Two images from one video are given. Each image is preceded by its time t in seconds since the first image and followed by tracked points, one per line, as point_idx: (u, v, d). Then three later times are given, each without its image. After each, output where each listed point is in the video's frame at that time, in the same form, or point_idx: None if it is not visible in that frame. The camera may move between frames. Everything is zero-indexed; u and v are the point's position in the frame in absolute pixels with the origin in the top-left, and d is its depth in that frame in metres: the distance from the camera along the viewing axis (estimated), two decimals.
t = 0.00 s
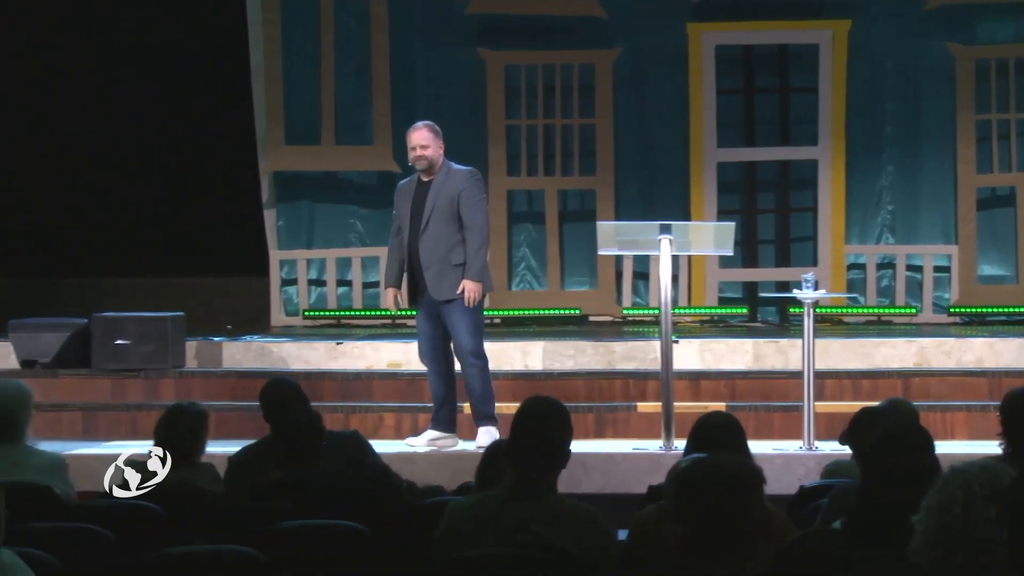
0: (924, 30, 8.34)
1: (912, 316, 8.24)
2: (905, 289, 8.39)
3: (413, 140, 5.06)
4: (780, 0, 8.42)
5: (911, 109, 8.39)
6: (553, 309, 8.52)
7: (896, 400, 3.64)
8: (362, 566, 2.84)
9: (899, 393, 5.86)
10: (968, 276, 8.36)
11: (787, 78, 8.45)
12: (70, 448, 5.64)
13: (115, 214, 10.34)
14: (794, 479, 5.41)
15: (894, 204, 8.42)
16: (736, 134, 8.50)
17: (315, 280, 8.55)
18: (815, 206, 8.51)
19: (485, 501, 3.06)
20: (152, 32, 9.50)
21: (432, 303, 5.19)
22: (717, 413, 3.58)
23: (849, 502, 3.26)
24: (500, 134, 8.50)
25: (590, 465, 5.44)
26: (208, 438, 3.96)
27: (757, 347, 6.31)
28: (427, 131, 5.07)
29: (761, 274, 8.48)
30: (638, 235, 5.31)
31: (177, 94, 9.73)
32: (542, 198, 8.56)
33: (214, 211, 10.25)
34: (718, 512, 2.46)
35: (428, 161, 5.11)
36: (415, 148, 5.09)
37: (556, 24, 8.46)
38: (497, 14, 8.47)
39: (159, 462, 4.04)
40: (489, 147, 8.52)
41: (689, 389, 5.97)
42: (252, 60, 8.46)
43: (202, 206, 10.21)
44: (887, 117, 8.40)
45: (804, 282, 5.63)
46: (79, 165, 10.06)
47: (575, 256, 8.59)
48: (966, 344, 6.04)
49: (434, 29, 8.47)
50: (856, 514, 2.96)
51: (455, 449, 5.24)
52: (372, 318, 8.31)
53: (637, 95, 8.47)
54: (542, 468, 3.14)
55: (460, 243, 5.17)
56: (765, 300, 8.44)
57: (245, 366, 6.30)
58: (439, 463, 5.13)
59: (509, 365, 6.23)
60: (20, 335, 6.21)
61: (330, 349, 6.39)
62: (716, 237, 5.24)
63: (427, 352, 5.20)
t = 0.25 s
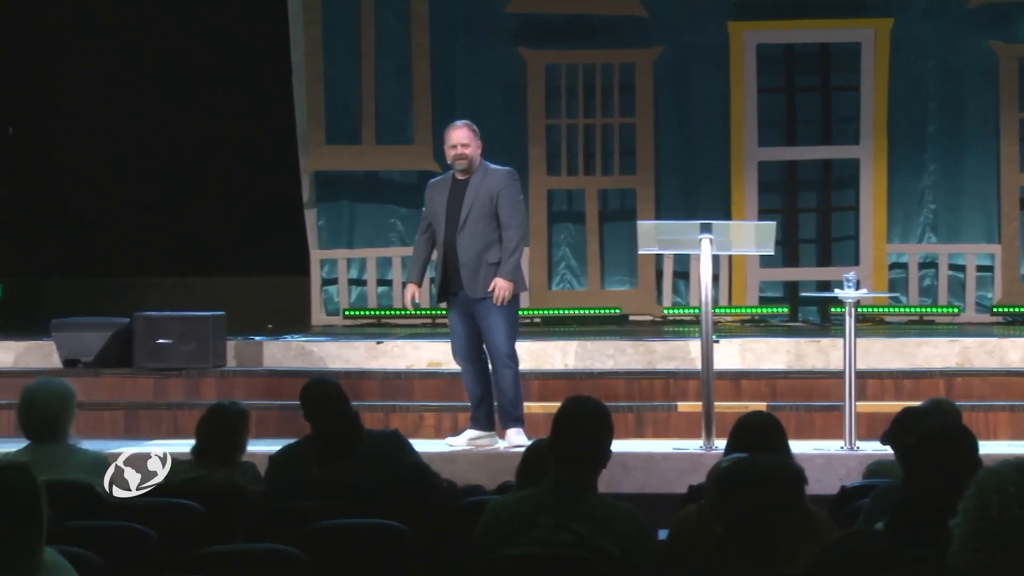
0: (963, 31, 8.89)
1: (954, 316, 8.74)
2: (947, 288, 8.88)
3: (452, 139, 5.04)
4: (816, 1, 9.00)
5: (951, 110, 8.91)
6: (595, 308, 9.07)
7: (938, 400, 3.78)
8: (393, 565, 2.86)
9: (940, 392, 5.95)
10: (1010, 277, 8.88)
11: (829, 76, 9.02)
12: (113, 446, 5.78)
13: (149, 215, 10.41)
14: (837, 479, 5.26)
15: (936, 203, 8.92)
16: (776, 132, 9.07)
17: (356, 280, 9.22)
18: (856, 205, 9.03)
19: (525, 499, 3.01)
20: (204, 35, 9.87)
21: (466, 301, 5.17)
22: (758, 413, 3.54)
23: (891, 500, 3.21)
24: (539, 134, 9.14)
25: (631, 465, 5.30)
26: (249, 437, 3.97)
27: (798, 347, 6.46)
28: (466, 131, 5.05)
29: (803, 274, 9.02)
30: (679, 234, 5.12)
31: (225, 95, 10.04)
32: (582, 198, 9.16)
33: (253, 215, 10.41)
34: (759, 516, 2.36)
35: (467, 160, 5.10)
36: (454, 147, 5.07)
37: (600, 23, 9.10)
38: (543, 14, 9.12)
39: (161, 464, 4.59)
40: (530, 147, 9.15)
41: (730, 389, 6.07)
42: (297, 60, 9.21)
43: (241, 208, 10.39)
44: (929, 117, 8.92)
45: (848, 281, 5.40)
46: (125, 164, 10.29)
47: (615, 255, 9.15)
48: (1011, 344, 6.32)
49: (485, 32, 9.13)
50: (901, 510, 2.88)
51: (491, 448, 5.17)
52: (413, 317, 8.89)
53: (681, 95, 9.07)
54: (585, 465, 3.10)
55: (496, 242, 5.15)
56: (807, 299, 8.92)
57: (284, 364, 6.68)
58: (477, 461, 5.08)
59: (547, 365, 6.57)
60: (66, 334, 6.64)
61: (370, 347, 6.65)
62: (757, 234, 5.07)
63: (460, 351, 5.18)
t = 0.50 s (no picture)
0: (983, 30, 8.95)
1: (972, 315, 8.85)
2: (965, 288, 8.99)
3: (476, 137, 5.03)
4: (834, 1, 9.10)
5: (971, 110, 8.98)
6: (613, 308, 9.20)
7: (956, 400, 3.74)
8: (403, 564, 2.86)
9: (959, 392, 5.99)
10: None
11: (847, 75, 9.12)
12: (130, 446, 5.78)
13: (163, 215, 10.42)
14: (854, 479, 5.22)
15: (956, 203, 9.00)
16: (795, 131, 9.18)
17: (374, 280, 9.34)
18: (874, 204, 9.13)
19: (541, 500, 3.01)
20: (223, 33, 9.95)
21: (486, 302, 5.17)
22: (775, 413, 3.52)
23: (911, 499, 3.19)
24: (557, 133, 9.27)
25: (648, 465, 5.29)
26: (266, 437, 3.99)
27: (816, 347, 6.52)
28: (488, 129, 5.05)
29: (819, 274, 9.12)
30: (697, 235, 5.06)
31: (243, 93, 10.09)
32: (600, 197, 9.29)
33: (266, 215, 10.39)
34: (778, 516, 2.36)
35: (491, 158, 5.08)
36: (477, 144, 5.05)
37: (620, 23, 9.22)
38: (562, 14, 9.23)
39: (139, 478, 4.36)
40: (548, 147, 9.28)
41: (748, 389, 6.10)
42: (315, 60, 9.35)
43: (254, 208, 10.39)
44: (949, 116, 9.00)
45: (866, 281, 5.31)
46: (141, 162, 10.31)
47: (632, 256, 9.27)
48: None
49: (506, 32, 9.25)
50: (920, 505, 2.86)
51: (508, 448, 5.15)
52: (429, 318, 9.05)
53: (699, 95, 9.18)
54: (600, 466, 3.10)
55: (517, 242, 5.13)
56: (824, 299, 9.03)
57: (302, 364, 6.76)
58: (495, 461, 5.05)
59: (567, 364, 6.64)
60: (84, 333, 6.66)
61: (387, 347, 6.68)
62: (775, 234, 5.00)
63: (478, 351, 5.18)
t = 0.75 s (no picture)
0: (996, 29, 8.96)
1: (987, 315, 8.78)
2: (979, 288, 8.99)
3: (501, 135, 5.02)
4: None
5: (984, 109, 8.98)
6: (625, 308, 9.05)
7: (969, 399, 3.73)
8: (414, 563, 2.86)
9: (973, 392, 6.01)
10: None
11: (861, 75, 9.11)
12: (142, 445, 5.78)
13: (174, 215, 10.45)
14: (868, 479, 5.21)
15: (969, 203, 9.01)
16: (809, 131, 9.17)
17: (387, 279, 9.35)
18: (888, 205, 9.13)
19: (551, 501, 2.99)
20: (234, 33, 9.92)
21: (506, 300, 5.16)
22: (787, 414, 3.51)
23: (924, 499, 3.18)
24: (570, 132, 9.27)
25: (661, 465, 5.28)
26: (279, 437, 3.99)
27: (829, 347, 6.53)
28: (512, 127, 5.03)
29: (832, 273, 9.11)
30: (711, 234, 5.05)
31: (253, 93, 10.07)
32: (613, 197, 9.29)
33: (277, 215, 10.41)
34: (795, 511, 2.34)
35: (511, 157, 5.08)
36: (499, 142, 5.05)
37: (633, 23, 9.21)
38: (574, 13, 9.23)
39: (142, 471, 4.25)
40: (561, 147, 9.28)
41: (761, 389, 6.12)
42: (329, 61, 9.32)
43: (262, 208, 10.41)
44: (963, 115, 9.00)
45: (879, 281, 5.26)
46: (153, 162, 10.33)
47: (644, 256, 9.29)
48: None
49: (519, 31, 9.27)
50: (933, 505, 2.83)
51: (521, 448, 5.13)
52: (441, 317, 9.05)
53: (711, 94, 9.18)
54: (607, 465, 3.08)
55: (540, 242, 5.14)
56: (838, 299, 9.03)
57: (314, 364, 6.78)
58: (508, 461, 5.05)
59: (579, 364, 6.66)
60: (96, 333, 6.66)
61: (400, 347, 6.71)
62: (788, 234, 4.98)
63: (495, 350, 5.16)
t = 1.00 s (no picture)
0: (1000, 29, 8.96)
1: (989, 315, 8.78)
2: (983, 288, 8.97)
3: (523, 138, 4.96)
4: None
5: (988, 110, 8.99)
6: (630, 307, 9.11)
7: (974, 400, 3.74)
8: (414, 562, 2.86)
9: (977, 392, 6.01)
10: None
11: (864, 75, 9.12)
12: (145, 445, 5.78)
13: (176, 214, 10.45)
14: (871, 479, 5.21)
15: (972, 203, 9.01)
16: (812, 131, 9.18)
17: (390, 279, 9.35)
18: (891, 205, 9.13)
19: (556, 500, 2.99)
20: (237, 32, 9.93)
21: (517, 301, 5.15)
22: (790, 414, 3.52)
23: (928, 499, 3.18)
24: (574, 132, 9.27)
25: (664, 465, 5.28)
26: (281, 438, 3.99)
27: (833, 347, 6.54)
28: (534, 130, 4.98)
29: (835, 273, 9.10)
30: (714, 235, 5.05)
31: (256, 93, 10.06)
32: (616, 197, 9.30)
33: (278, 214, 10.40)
34: (793, 512, 2.35)
35: (533, 160, 5.03)
36: (521, 145, 4.99)
37: (637, 23, 9.22)
38: (578, 13, 9.24)
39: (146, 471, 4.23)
40: (565, 147, 9.28)
41: (764, 389, 6.12)
42: (332, 60, 9.33)
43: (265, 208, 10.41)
44: (966, 115, 9.00)
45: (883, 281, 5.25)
46: (155, 161, 10.34)
47: (647, 256, 9.29)
48: None
49: (523, 31, 9.27)
50: (938, 509, 2.81)
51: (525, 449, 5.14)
52: (444, 317, 9.05)
53: (714, 94, 9.18)
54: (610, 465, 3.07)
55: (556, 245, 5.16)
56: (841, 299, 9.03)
57: (317, 364, 6.82)
58: (512, 461, 5.05)
59: (583, 364, 6.66)
60: (101, 334, 6.70)
61: (404, 347, 6.72)
62: (792, 234, 4.98)
63: (500, 350, 5.13)
